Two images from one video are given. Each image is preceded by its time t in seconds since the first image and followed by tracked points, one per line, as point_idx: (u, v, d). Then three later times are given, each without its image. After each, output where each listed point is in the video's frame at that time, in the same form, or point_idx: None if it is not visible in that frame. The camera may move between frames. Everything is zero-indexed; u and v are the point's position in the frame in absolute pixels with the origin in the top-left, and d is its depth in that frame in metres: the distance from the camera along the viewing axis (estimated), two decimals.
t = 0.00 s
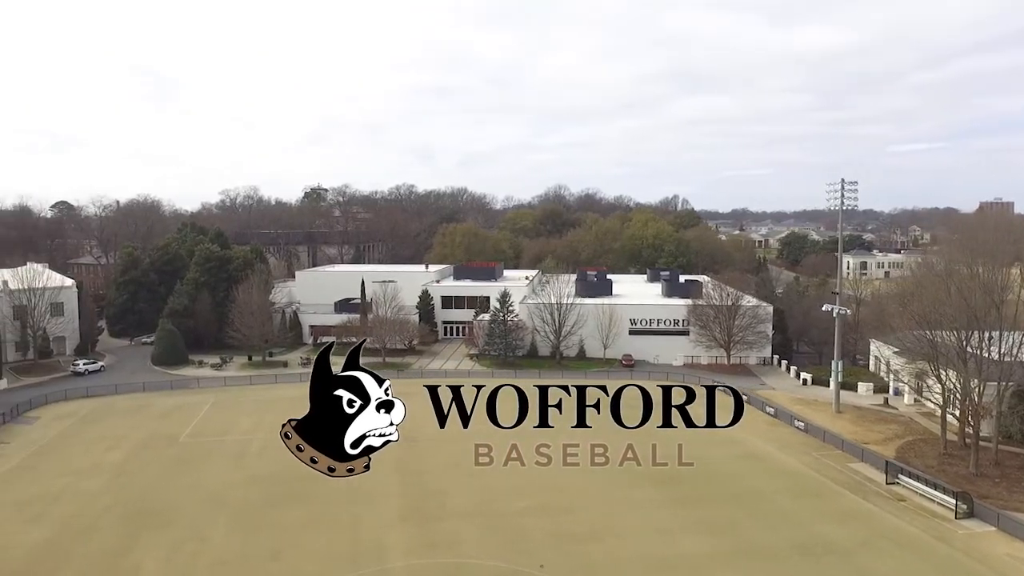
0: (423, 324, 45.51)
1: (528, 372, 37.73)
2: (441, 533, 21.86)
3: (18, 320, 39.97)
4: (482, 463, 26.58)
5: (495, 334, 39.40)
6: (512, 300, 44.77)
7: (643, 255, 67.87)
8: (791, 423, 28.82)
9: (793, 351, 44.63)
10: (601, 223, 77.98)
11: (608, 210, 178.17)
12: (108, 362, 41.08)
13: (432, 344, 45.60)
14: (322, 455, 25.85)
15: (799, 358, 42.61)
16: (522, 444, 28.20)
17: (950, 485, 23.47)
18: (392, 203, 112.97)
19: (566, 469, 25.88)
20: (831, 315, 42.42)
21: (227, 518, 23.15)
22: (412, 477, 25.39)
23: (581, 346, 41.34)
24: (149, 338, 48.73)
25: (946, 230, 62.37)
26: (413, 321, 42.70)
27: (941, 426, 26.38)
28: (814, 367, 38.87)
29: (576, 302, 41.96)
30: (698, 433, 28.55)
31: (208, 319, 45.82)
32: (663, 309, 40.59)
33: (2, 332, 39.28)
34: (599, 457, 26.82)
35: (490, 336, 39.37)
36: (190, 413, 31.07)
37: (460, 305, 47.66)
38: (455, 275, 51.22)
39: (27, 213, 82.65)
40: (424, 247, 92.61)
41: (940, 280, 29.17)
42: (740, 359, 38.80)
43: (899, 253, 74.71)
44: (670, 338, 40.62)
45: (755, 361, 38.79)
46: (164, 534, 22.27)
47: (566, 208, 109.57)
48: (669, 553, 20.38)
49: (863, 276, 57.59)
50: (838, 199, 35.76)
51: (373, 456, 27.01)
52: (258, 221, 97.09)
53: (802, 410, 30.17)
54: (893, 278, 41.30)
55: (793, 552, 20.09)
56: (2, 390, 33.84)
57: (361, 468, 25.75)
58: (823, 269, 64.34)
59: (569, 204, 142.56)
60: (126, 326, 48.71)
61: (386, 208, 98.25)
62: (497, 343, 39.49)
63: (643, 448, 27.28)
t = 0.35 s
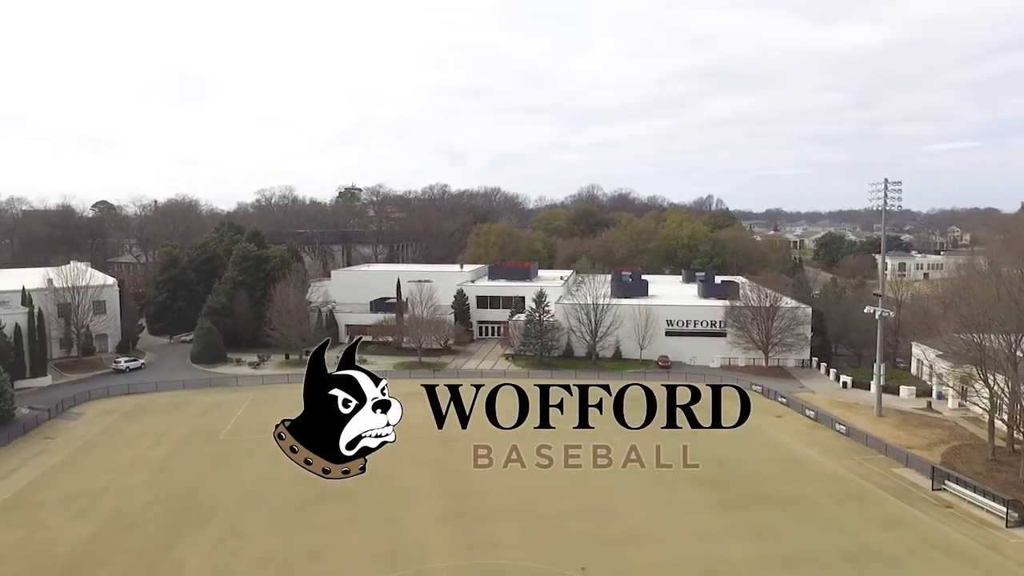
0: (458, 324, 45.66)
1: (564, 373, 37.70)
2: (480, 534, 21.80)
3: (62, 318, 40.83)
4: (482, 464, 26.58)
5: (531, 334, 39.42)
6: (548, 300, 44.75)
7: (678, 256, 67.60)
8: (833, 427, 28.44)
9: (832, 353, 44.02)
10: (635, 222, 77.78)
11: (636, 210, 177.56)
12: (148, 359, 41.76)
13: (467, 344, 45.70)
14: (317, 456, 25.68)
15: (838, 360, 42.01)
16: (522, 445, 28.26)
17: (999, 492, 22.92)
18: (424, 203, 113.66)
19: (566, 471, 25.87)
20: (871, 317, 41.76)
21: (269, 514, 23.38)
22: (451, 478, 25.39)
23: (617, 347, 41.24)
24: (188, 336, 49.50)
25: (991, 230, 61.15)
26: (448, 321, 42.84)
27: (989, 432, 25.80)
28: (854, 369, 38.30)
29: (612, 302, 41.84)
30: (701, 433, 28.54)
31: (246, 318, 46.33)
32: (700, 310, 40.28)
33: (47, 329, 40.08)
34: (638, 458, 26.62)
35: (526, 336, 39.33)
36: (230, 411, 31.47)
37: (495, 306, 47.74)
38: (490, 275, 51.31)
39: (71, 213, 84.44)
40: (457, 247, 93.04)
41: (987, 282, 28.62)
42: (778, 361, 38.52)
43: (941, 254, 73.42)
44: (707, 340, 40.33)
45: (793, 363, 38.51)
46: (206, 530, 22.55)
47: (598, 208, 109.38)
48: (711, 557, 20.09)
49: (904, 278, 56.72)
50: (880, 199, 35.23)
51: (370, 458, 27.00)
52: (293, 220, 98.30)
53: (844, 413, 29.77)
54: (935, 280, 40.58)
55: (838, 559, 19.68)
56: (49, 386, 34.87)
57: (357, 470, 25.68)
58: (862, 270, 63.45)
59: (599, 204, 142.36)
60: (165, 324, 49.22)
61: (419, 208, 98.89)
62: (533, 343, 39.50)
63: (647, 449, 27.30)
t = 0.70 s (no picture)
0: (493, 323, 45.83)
1: (600, 373, 37.69)
2: (518, 535, 21.76)
3: (103, 316, 41.44)
4: (481, 466, 26.57)
5: (566, 334, 39.50)
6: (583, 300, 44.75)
7: (713, 256, 67.36)
8: (874, 431, 28.12)
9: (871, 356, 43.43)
10: (669, 223, 77.58)
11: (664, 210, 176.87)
12: (187, 357, 42.38)
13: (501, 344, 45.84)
14: (311, 458, 25.92)
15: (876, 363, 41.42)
16: (522, 446, 28.37)
17: None
18: (455, 203, 114.23)
19: (570, 472, 25.92)
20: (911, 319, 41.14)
21: (309, 512, 23.59)
22: (489, 479, 25.41)
23: (652, 348, 41.14)
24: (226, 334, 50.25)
25: None
26: (483, 321, 42.99)
27: None
28: (895, 372, 37.78)
29: (647, 303, 41.75)
30: (704, 434, 28.62)
31: (283, 315, 46.69)
32: (736, 311, 39.99)
33: (89, 327, 40.85)
34: (677, 460, 26.42)
35: (561, 337, 39.49)
36: (269, 409, 31.85)
37: (529, 306, 47.82)
38: (524, 275, 51.40)
39: (112, 213, 86.00)
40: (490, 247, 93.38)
41: None
42: (815, 363, 38.31)
43: (983, 256, 72.10)
44: (744, 341, 40.03)
45: (831, 366, 38.26)
46: (248, 527, 22.82)
47: (631, 208, 109.10)
48: (753, 560, 19.82)
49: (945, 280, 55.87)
50: (921, 199, 34.68)
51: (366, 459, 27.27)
52: (328, 220, 99.25)
53: (884, 417, 29.43)
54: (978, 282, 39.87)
55: (882, 566, 19.26)
56: (92, 382, 35.60)
57: (352, 472, 25.89)
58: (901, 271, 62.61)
59: (628, 203, 142.01)
60: (203, 322, 50.19)
61: (451, 208, 99.42)
62: (568, 343, 39.55)
63: (650, 450, 27.36)
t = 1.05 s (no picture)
0: (528, 323, 45.96)
1: (637, 374, 37.65)
2: (559, 538, 21.67)
3: (144, 314, 42.07)
4: (480, 468, 26.71)
5: (602, 334, 39.52)
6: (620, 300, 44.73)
7: (749, 257, 67.01)
8: (918, 435, 27.75)
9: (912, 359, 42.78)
10: (705, 223, 77.19)
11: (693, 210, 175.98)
12: (225, 356, 42.91)
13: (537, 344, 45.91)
14: (307, 460, 25.83)
15: (919, 367, 40.78)
16: (522, 447, 28.48)
17: None
18: (487, 202, 114.73)
19: (571, 474, 25.99)
20: (955, 322, 40.40)
21: (350, 512, 23.71)
22: (530, 480, 25.39)
23: (689, 349, 41.01)
24: (263, 333, 50.92)
25: None
26: (519, 321, 43.11)
27: None
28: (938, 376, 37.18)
29: (685, 304, 41.62)
30: (709, 436, 28.73)
31: (320, 315, 47.12)
32: (775, 312, 39.71)
33: (130, 325, 41.56)
34: (718, 463, 26.19)
35: (597, 337, 39.51)
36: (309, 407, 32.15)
37: (565, 306, 47.84)
38: (559, 275, 51.42)
39: (153, 213, 87.66)
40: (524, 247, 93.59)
41: None
42: (855, 366, 37.99)
43: None
44: (783, 342, 39.69)
45: (872, 369, 37.94)
46: (289, 525, 22.99)
47: (663, 207, 108.74)
48: (799, 565, 19.53)
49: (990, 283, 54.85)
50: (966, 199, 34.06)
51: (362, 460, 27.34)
52: (362, 220, 100.22)
53: (929, 422, 29.01)
54: None
55: (933, 574, 18.84)
56: (133, 379, 36.18)
57: (347, 474, 26.00)
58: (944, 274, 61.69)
59: (658, 203, 141.45)
60: (240, 321, 50.79)
61: (485, 207, 99.90)
62: (604, 344, 39.55)
63: (653, 451, 27.45)
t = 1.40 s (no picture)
0: (559, 323, 46.16)
1: (670, 375, 37.78)
2: (594, 538, 21.66)
3: (178, 313, 42.68)
4: (479, 469, 26.81)
5: (633, 334, 39.67)
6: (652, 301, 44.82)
7: (780, 257, 66.83)
8: (957, 439, 27.43)
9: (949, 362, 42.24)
10: (735, 223, 76.83)
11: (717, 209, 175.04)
12: (256, 354, 43.34)
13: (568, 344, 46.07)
14: (301, 462, 25.56)
15: (955, 370, 40.25)
16: (522, 449, 28.58)
17: None
18: (514, 202, 114.87)
19: (573, 475, 26.11)
20: (993, 325, 39.80)
21: (385, 512, 23.81)
22: (564, 482, 25.40)
23: (721, 350, 41.02)
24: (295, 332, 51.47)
25: None
26: (550, 322, 43.32)
27: None
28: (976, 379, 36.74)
29: (717, 305, 41.64)
30: (711, 438, 28.94)
31: (351, 315, 47.44)
32: (808, 314, 39.63)
33: (165, 324, 42.19)
34: (754, 466, 26.08)
35: (628, 337, 39.64)
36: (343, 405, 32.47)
37: (596, 307, 47.95)
38: (589, 275, 51.50)
39: (186, 214, 88.85)
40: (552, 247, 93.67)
41: None
42: (890, 368, 37.77)
43: None
44: (817, 344, 39.63)
45: (907, 371, 37.69)
46: (325, 524, 23.15)
47: (692, 207, 108.30)
48: (838, 568, 19.38)
49: None
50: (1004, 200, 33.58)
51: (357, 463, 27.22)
52: (391, 220, 100.83)
53: (968, 426, 28.68)
54: None
55: None
56: (167, 377, 36.75)
57: (343, 476, 25.70)
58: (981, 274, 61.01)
59: (685, 203, 140.77)
60: (272, 320, 51.18)
61: (513, 207, 100.15)
62: (636, 345, 39.69)
63: (657, 453, 27.67)
